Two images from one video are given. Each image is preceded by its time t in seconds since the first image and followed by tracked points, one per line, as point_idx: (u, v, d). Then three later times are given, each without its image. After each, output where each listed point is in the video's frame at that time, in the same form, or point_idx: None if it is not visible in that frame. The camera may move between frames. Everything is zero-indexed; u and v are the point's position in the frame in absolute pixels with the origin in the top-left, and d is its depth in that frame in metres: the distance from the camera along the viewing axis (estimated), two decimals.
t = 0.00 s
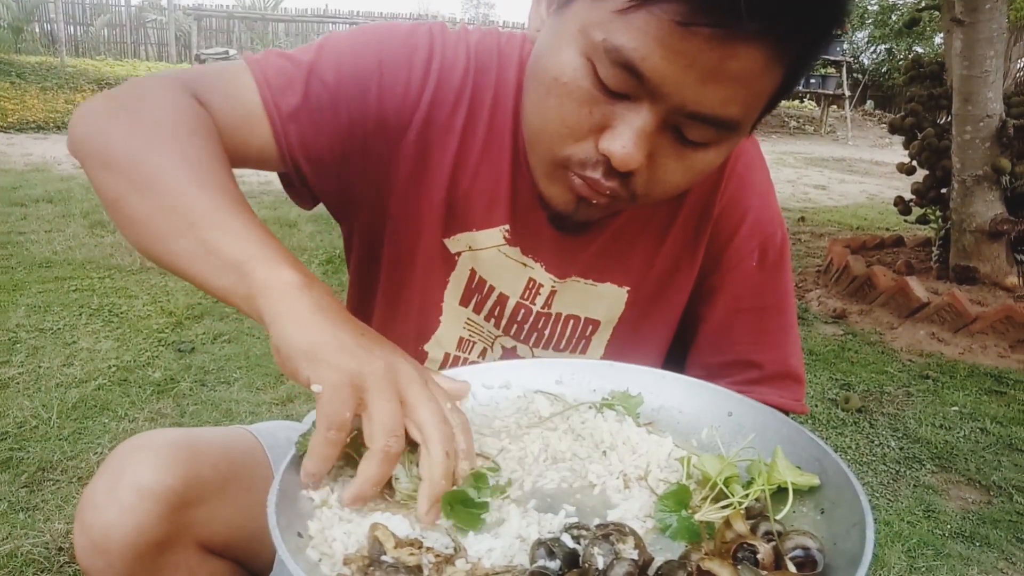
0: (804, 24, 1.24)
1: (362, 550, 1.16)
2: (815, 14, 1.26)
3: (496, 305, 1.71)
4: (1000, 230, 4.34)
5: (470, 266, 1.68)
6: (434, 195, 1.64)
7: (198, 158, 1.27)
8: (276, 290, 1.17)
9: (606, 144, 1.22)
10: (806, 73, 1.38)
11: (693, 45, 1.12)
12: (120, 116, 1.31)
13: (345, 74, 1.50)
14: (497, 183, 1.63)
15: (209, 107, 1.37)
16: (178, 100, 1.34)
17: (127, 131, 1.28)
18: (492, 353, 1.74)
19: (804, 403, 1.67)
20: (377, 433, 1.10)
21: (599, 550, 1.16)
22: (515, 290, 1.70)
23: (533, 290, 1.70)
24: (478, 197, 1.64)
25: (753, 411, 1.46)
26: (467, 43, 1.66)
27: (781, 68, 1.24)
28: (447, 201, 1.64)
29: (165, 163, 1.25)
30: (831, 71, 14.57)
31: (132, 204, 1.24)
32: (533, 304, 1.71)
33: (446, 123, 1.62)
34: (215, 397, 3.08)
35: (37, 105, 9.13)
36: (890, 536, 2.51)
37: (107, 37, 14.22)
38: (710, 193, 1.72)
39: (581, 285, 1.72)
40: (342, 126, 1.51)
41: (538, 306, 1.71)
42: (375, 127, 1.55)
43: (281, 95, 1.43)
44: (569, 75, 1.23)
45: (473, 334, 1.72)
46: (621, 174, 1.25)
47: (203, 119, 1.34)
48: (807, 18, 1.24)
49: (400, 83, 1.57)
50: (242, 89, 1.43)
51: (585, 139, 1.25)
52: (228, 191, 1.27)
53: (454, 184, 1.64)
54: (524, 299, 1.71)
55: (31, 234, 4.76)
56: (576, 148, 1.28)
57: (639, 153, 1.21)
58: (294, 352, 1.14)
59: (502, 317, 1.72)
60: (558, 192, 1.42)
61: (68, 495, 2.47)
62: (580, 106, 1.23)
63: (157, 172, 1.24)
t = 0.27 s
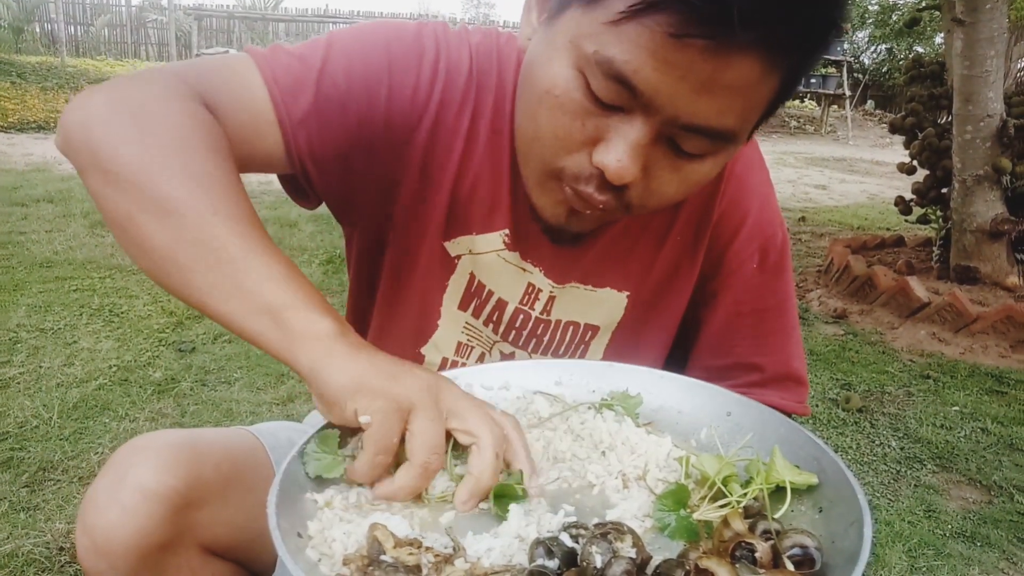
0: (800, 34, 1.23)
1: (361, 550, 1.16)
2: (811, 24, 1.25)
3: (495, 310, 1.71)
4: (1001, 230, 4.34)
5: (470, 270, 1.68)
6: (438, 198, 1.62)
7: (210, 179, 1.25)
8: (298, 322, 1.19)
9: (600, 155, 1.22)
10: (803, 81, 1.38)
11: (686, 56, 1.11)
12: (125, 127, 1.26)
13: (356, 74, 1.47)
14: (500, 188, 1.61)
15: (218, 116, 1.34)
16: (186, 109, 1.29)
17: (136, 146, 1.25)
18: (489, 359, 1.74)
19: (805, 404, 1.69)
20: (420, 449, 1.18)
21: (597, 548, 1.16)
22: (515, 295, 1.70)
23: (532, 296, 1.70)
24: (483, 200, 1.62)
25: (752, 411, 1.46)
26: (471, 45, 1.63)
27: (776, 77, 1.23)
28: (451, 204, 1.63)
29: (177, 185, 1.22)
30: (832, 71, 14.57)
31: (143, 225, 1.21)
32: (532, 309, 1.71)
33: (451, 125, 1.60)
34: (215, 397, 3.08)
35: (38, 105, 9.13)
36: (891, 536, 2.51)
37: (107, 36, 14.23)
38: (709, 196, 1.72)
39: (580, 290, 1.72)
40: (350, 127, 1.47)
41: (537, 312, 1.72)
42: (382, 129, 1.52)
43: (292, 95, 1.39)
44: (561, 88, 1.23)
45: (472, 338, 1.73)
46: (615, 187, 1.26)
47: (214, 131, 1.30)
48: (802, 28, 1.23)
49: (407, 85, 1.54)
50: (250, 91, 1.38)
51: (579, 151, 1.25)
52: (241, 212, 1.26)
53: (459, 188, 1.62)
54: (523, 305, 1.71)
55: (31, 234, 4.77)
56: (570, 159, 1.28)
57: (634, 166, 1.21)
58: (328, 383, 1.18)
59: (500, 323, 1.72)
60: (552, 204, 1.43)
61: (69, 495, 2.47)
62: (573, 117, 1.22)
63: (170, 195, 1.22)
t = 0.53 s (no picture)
0: (797, 35, 1.19)
1: (362, 549, 1.16)
2: (807, 25, 1.21)
3: (495, 315, 1.71)
4: (1003, 229, 4.34)
5: (470, 275, 1.67)
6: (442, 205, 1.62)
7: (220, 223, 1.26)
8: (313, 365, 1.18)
9: (593, 161, 1.20)
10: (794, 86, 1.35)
11: (675, 64, 1.09)
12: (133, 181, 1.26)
13: (354, 95, 1.47)
14: (500, 192, 1.61)
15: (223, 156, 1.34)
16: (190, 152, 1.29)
17: (143, 199, 1.25)
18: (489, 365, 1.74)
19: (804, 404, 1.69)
20: (457, 457, 1.19)
21: (598, 547, 1.16)
22: (515, 300, 1.70)
23: (532, 300, 1.70)
24: (484, 204, 1.62)
25: (752, 410, 1.46)
26: (466, 47, 1.62)
27: (771, 80, 1.21)
28: (454, 211, 1.63)
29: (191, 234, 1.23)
30: (833, 69, 14.57)
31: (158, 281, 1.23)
32: (532, 313, 1.71)
33: (450, 132, 1.59)
34: (216, 396, 3.08)
35: (40, 104, 9.15)
36: (892, 535, 2.51)
37: (109, 36, 14.25)
38: (706, 198, 1.72)
39: (579, 295, 1.72)
40: (350, 148, 1.47)
41: (537, 316, 1.71)
42: (382, 145, 1.52)
43: (290, 121, 1.39)
44: (550, 96, 1.20)
45: (471, 344, 1.72)
46: (609, 194, 1.24)
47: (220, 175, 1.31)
48: (799, 29, 1.20)
49: (405, 96, 1.54)
50: (250, 121, 1.37)
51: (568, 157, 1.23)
52: (251, 255, 1.26)
53: (461, 194, 1.62)
54: (523, 309, 1.71)
55: (34, 233, 4.78)
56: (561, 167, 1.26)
57: (626, 173, 1.19)
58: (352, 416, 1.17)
59: (500, 328, 1.72)
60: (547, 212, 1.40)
61: (71, 494, 2.47)
62: (563, 125, 1.20)
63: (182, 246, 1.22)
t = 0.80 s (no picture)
0: (785, 36, 1.17)
1: (366, 548, 1.16)
2: (796, 25, 1.19)
3: (491, 322, 1.70)
4: (1003, 229, 4.34)
5: (466, 283, 1.67)
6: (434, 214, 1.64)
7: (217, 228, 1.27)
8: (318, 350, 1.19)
9: (581, 172, 1.17)
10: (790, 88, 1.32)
11: (662, 67, 1.07)
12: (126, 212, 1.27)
13: (337, 112, 1.47)
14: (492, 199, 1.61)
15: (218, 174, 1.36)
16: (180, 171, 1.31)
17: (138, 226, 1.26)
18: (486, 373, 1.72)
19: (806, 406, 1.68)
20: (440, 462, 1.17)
21: (604, 549, 1.16)
22: (511, 306, 1.69)
23: (529, 305, 1.69)
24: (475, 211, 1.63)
25: (756, 411, 1.46)
26: (452, 56, 1.64)
27: (762, 82, 1.18)
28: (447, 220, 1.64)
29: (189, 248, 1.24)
30: (834, 69, 14.58)
31: (166, 304, 1.24)
32: (529, 319, 1.70)
33: (440, 142, 1.61)
34: (217, 396, 3.08)
35: (40, 104, 9.15)
36: (893, 535, 2.51)
37: (108, 36, 14.25)
38: (704, 201, 1.71)
39: (576, 301, 1.71)
40: (339, 163, 1.49)
41: (534, 322, 1.70)
42: (371, 158, 1.54)
43: (274, 141, 1.40)
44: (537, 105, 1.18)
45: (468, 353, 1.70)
46: (597, 203, 1.21)
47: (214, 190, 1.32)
48: (787, 30, 1.17)
49: (392, 108, 1.55)
50: (236, 143, 1.39)
51: (558, 168, 1.21)
52: (245, 251, 1.27)
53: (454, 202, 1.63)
54: (521, 315, 1.69)
55: (34, 233, 4.78)
56: (551, 178, 1.23)
57: (615, 180, 1.16)
58: (356, 419, 1.17)
59: (497, 336, 1.71)
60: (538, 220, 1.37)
61: (71, 494, 2.47)
62: (551, 135, 1.18)
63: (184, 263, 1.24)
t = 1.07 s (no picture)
0: (777, 50, 1.12)
1: (365, 548, 1.16)
2: (788, 38, 1.14)
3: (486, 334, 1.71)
4: (1004, 229, 4.33)
5: (459, 295, 1.68)
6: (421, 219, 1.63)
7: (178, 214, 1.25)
8: (287, 329, 1.20)
9: (569, 185, 1.15)
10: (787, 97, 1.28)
11: (650, 80, 1.04)
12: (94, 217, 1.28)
13: (315, 117, 1.47)
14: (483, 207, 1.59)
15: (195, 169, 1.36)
16: (143, 168, 1.30)
17: (111, 228, 1.26)
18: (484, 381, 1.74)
19: (809, 409, 1.70)
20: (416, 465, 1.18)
21: (604, 549, 1.16)
22: (506, 319, 1.70)
23: (523, 318, 1.70)
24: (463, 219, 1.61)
25: (756, 412, 1.47)
26: (439, 61, 1.63)
27: (757, 92, 1.14)
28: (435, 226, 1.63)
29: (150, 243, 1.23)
30: (834, 68, 14.58)
31: (144, 299, 1.26)
32: (523, 331, 1.71)
33: (427, 149, 1.60)
34: (217, 396, 3.08)
35: (41, 104, 9.16)
36: (893, 535, 2.51)
37: (109, 36, 14.27)
38: (701, 209, 1.69)
39: (573, 311, 1.71)
40: (317, 169, 1.48)
41: (529, 334, 1.72)
42: (352, 164, 1.53)
43: (251, 147, 1.40)
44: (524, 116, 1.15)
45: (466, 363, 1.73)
46: (589, 217, 1.19)
47: (179, 180, 1.31)
48: (782, 41, 1.12)
49: (374, 114, 1.54)
50: (206, 144, 1.39)
51: (547, 182, 1.19)
52: (209, 238, 1.25)
53: (442, 209, 1.62)
54: (515, 327, 1.71)
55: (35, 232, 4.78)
56: (539, 189, 1.21)
57: (605, 194, 1.15)
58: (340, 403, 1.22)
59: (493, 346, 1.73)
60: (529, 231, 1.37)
61: (71, 494, 2.47)
62: (536, 147, 1.16)
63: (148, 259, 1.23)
